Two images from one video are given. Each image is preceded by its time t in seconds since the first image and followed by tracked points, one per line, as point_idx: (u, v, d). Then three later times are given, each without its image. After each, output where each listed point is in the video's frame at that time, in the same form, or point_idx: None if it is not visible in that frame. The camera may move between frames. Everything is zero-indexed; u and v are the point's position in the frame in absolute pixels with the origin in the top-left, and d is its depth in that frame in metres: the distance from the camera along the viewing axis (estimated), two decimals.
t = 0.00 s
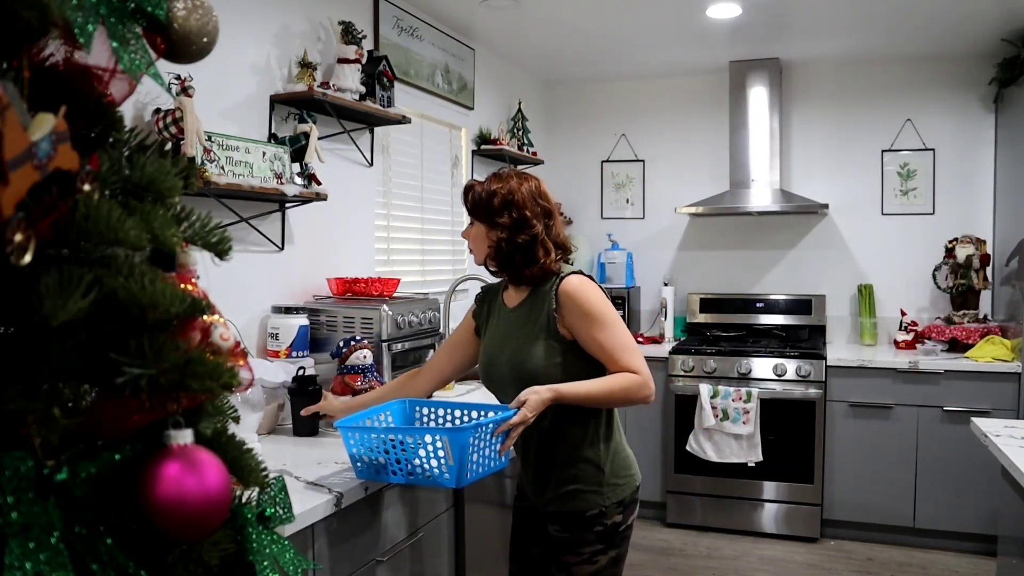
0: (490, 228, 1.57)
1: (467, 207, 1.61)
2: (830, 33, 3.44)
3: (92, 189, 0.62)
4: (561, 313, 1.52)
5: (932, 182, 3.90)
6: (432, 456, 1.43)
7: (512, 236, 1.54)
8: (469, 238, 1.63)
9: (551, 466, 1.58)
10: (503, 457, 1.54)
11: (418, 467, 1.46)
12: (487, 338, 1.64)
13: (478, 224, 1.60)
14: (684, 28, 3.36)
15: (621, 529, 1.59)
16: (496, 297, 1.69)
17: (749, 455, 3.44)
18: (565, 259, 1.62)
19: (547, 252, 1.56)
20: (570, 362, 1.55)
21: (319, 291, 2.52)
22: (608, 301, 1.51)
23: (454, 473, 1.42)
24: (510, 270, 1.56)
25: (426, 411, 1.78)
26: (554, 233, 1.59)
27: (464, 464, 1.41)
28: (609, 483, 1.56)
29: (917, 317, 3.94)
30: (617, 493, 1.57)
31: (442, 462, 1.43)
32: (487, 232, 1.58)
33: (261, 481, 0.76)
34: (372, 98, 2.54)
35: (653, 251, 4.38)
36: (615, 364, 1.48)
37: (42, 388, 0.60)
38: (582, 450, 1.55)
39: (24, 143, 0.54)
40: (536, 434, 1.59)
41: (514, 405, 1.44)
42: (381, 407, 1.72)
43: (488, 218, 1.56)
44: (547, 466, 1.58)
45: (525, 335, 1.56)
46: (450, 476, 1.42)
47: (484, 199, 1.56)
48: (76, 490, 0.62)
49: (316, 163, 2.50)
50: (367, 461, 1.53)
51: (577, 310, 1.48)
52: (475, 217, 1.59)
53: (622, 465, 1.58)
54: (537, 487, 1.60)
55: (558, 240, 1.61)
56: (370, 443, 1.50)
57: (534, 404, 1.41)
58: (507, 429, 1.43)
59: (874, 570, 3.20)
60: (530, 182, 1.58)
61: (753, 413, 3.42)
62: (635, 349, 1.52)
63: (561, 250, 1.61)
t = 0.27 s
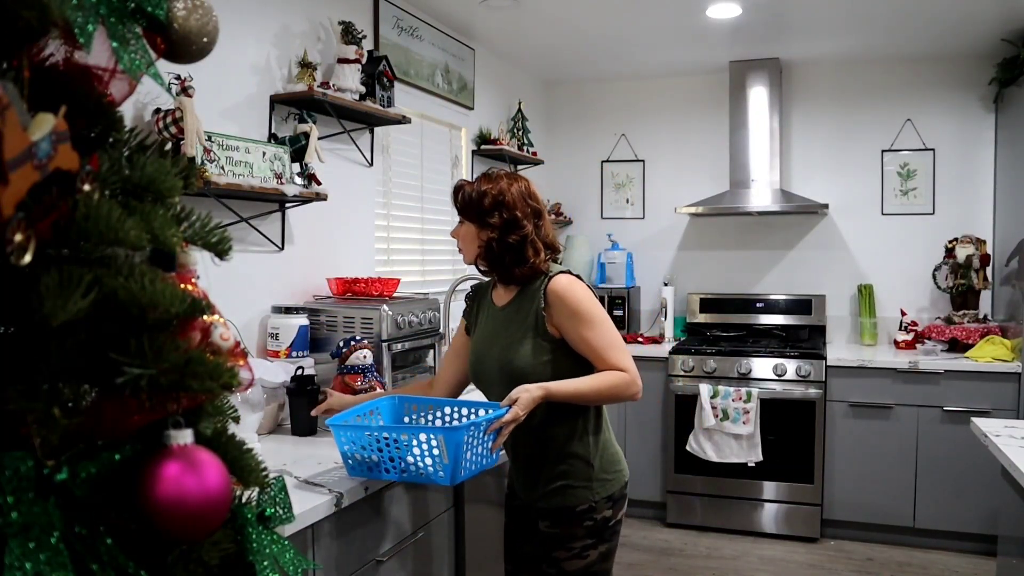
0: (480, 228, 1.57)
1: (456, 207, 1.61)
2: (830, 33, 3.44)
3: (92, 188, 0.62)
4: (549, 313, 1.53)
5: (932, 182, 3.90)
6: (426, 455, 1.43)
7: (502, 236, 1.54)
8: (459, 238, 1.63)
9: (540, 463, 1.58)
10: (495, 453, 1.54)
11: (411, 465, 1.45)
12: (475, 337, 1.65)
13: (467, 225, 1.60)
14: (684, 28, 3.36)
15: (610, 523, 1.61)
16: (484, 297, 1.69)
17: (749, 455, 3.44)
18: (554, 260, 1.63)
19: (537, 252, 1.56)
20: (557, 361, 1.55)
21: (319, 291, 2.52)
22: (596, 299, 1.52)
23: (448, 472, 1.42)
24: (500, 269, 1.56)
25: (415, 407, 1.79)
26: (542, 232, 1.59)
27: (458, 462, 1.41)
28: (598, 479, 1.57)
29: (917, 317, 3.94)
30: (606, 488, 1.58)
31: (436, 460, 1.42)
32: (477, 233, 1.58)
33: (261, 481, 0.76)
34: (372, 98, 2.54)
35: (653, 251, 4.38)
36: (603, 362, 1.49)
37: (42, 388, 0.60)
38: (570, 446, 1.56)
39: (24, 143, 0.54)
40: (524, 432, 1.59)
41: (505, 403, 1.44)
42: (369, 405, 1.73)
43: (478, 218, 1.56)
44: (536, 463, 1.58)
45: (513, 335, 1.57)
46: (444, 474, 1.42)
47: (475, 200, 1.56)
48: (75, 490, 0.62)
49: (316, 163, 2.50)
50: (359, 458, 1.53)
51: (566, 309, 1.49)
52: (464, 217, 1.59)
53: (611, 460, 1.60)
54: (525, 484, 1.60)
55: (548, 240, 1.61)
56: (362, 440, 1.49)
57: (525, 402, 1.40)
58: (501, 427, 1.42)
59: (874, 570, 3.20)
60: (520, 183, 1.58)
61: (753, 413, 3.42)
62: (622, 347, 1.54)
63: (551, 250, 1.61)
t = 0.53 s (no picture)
0: (484, 222, 1.59)
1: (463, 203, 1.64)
2: (830, 33, 3.44)
3: (91, 188, 0.62)
4: (547, 309, 1.51)
5: (932, 182, 3.90)
6: (413, 434, 1.48)
7: (505, 230, 1.56)
8: (466, 233, 1.66)
9: (533, 458, 1.58)
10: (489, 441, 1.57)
11: (400, 444, 1.51)
12: (479, 333, 1.66)
13: (472, 219, 1.62)
14: (684, 28, 3.36)
15: (600, 525, 1.60)
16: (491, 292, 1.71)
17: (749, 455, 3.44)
18: (560, 255, 1.63)
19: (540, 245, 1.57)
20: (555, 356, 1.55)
21: (319, 291, 2.52)
22: (595, 293, 1.50)
23: (433, 451, 1.47)
24: (504, 262, 1.58)
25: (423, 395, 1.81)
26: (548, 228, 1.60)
27: (442, 441, 1.46)
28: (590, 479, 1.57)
29: (917, 317, 3.94)
30: (597, 489, 1.57)
31: (422, 438, 1.48)
32: (482, 227, 1.60)
33: (261, 481, 0.76)
34: (372, 98, 2.54)
35: (653, 251, 4.38)
36: (603, 357, 1.47)
37: (43, 388, 0.60)
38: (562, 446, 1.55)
39: (24, 143, 0.54)
40: (520, 426, 1.59)
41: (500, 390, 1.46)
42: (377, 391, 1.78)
43: (482, 212, 1.58)
44: (529, 458, 1.59)
45: (512, 331, 1.57)
46: (429, 453, 1.47)
47: (479, 194, 1.58)
48: (75, 490, 0.62)
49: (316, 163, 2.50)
50: (356, 439, 1.59)
51: (563, 304, 1.48)
52: (471, 212, 1.62)
53: (604, 463, 1.59)
54: (518, 478, 1.61)
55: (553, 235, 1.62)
56: (358, 420, 1.55)
57: (517, 390, 1.41)
58: (491, 412, 1.44)
59: (874, 570, 3.20)
60: (526, 179, 1.60)
61: (753, 413, 3.41)
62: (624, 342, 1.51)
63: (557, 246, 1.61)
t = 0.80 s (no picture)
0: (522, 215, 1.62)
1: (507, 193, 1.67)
2: (830, 33, 3.44)
3: (91, 188, 0.62)
4: (568, 303, 1.54)
5: (932, 182, 3.90)
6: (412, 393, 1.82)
7: (540, 223, 1.58)
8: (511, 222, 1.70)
9: (549, 460, 1.61)
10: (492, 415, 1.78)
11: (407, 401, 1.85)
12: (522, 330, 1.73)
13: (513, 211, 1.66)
14: (684, 28, 3.36)
15: (608, 536, 1.59)
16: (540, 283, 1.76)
17: (749, 455, 3.44)
18: (599, 250, 1.63)
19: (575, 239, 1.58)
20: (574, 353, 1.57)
21: (319, 291, 2.52)
22: (614, 289, 1.50)
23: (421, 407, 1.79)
24: (542, 255, 1.61)
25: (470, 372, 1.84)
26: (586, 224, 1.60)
27: (426, 399, 1.77)
28: (597, 488, 1.57)
29: (917, 317, 3.94)
30: (604, 499, 1.57)
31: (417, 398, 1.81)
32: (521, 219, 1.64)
33: (261, 481, 0.76)
34: (372, 98, 2.54)
35: (653, 251, 4.38)
36: (613, 350, 1.45)
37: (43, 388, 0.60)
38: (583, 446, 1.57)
39: (24, 143, 0.54)
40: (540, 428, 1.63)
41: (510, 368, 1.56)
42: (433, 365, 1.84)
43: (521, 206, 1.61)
44: (545, 460, 1.62)
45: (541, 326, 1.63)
46: (420, 409, 1.79)
47: (518, 188, 1.61)
48: (75, 490, 0.62)
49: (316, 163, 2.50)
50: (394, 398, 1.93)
51: (579, 297, 1.49)
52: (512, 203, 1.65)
53: (624, 472, 1.58)
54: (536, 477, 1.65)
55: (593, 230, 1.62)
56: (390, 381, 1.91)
57: (514, 366, 1.49)
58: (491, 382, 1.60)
59: (874, 570, 3.20)
60: (567, 174, 1.60)
61: (753, 413, 3.41)
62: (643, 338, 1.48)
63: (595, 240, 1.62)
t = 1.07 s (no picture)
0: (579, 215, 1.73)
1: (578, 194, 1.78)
2: (831, 32, 3.44)
3: (92, 188, 0.62)
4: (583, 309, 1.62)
5: (932, 182, 3.90)
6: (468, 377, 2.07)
7: (586, 223, 1.68)
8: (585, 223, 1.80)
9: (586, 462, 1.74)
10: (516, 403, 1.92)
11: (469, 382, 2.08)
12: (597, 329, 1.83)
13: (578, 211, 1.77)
14: (684, 28, 3.36)
15: (625, 540, 1.65)
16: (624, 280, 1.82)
17: (749, 455, 3.43)
18: (649, 251, 1.65)
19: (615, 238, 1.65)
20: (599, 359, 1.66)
21: (319, 290, 2.52)
22: (609, 303, 1.53)
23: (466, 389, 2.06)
24: (590, 252, 1.70)
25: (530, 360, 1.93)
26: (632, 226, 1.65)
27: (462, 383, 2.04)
28: (611, 494, 1.65)
29: (917, 317, 3.94)
30: (616, 504, 1.64)
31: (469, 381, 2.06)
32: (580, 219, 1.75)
33: (261, 481, 0.76)
34: (372, 97, 2.54)
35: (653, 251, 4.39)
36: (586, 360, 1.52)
37: (42, 388, 0.60)
38: (604, 456, 1.65)
39: (24, 143, 0.54)
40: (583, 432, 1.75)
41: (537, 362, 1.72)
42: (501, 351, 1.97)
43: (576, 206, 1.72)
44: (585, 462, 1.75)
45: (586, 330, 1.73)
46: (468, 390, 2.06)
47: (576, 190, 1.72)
48: (76, 490, 0.62)
49: (316, 163, 2.50)
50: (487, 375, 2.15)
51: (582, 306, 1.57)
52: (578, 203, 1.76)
53: (636, 480, 1.61)
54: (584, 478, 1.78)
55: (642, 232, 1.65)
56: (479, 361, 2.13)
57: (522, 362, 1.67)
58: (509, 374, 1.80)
59: (874, 571, 3.20)
60: (616, 176, 1.66)
61: (753, 413, 3.41)
62: (622, 359, 1.49)
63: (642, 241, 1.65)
